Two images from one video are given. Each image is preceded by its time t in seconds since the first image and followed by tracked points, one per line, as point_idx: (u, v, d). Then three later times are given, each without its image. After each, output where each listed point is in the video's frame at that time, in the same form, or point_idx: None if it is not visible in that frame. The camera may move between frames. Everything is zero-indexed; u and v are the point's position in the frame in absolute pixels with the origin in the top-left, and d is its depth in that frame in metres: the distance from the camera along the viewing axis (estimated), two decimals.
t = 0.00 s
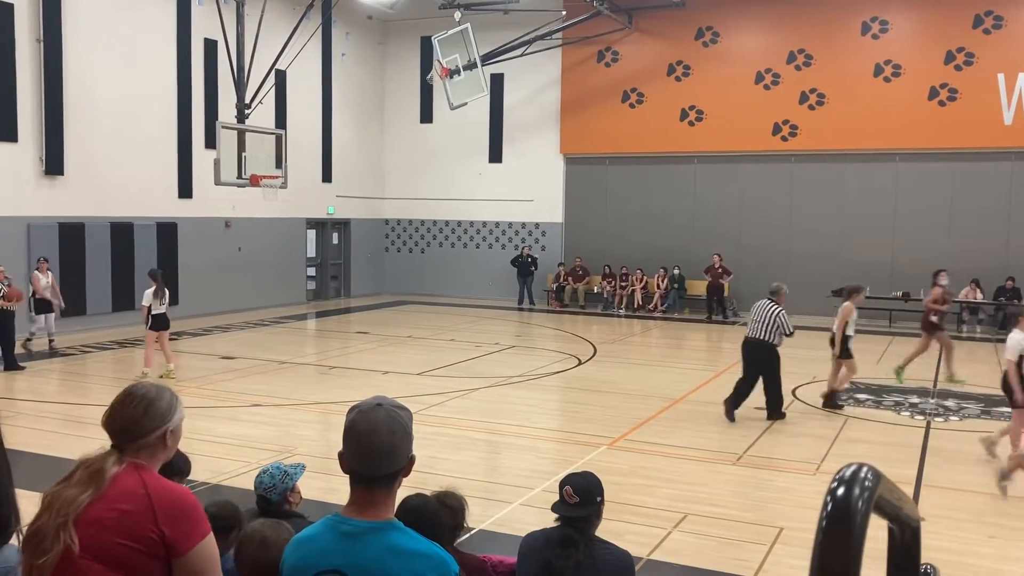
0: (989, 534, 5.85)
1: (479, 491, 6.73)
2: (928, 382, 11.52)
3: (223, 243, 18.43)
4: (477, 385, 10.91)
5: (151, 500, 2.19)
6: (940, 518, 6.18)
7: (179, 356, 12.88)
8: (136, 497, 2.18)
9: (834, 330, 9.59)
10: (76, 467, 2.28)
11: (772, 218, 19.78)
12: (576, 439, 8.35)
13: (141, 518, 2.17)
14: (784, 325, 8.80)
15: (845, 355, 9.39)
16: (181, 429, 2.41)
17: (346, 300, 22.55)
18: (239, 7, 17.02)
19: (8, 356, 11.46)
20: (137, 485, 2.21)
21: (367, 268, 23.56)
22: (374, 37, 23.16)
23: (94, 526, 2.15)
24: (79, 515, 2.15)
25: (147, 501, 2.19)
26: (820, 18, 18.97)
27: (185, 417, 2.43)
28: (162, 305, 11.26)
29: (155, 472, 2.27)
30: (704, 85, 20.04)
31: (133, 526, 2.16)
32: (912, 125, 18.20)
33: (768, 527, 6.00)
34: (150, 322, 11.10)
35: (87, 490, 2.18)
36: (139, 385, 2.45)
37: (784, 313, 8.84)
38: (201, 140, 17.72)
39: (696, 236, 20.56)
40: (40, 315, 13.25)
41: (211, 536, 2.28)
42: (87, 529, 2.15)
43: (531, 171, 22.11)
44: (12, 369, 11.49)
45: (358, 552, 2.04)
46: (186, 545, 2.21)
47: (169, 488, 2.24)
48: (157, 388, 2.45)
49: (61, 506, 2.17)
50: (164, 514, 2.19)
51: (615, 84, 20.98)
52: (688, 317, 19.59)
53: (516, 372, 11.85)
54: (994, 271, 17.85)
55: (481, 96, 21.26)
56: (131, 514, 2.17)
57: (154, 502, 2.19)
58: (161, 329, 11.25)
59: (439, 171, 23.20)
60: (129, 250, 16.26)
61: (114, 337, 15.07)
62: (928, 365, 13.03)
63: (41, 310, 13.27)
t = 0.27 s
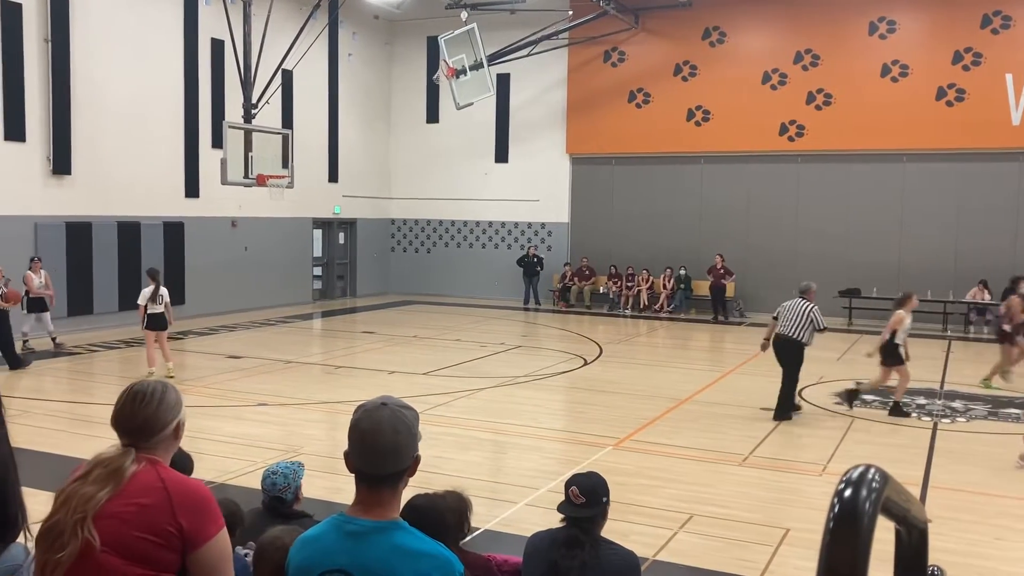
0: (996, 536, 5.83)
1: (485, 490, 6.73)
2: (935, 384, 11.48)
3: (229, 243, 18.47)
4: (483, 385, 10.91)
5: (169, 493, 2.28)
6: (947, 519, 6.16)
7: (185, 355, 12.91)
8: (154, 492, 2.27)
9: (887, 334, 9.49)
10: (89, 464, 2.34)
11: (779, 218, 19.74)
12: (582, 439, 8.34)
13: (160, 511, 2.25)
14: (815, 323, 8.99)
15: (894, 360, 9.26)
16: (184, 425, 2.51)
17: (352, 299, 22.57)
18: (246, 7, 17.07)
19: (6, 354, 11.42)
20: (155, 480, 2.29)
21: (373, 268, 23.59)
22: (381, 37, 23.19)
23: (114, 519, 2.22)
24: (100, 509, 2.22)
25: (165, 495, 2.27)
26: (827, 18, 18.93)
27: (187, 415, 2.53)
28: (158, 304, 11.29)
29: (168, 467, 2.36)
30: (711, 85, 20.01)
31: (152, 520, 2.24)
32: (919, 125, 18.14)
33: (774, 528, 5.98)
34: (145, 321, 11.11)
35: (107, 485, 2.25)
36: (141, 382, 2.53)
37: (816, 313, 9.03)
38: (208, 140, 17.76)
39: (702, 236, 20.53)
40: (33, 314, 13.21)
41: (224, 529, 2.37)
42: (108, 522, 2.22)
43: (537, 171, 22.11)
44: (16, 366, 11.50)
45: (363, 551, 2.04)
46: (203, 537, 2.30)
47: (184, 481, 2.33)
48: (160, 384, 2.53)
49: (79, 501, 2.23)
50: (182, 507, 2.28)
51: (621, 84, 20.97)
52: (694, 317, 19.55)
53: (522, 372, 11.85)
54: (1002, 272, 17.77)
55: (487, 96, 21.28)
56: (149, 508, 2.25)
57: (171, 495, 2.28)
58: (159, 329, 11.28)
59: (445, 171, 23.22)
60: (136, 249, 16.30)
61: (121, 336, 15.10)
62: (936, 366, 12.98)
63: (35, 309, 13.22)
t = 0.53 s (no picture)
0: (1004, 538, 5.80)
1: (491, 490, 6.74)
2: (942, 385, 11.44)
3: (236, 242, 18.52)
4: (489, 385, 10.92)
5: (185, 493, 2.31)
6: (954, 521, 6.13)
7: (192, 354, 12.94)
8: (170, 490, 2.30)
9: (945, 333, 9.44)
10: (108, 461, 2.37)
11: (786, 218, 19.70)
12: (588, 439, 8.34)
13: (176, 510, 2.29)
14: (845, 324, 9.23)
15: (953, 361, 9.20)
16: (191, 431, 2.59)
17: (359, 299, 22.61)
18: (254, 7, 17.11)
19: (7, 353, 11.43)
20: (171, 479, 2.33)
21: (379, 268, 23.61)
22: (388, 37, 23.22)
23: (133, 516, 2.25)
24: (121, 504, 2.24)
25: (179, 493, 2.30)
26: (835, 18, 18.88)
27: (195, 421, 2.61)
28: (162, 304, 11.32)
29: (184, 466, 2.40)
30: (717, 85, 19.99)
31: (168, 514, 2.27)
32: (927, 126, 18.09)
33: (780, 529, 5.97)
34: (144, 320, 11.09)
35: (129, 480, 2.29)
36: (152, 385, 2.62)
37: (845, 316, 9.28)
38: (215, 139, 17.81)
39: (709, 236, 20.51)
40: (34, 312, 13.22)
41: (237, 529, 2.41)
42: (126, 519, 2.24)
43: (544, 171, 22.11)
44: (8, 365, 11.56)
45: (371, 551, 2.05)
46: (217, 537, 2.34)
47: (199, 481, 2.36)
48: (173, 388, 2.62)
49: (103, 495, 2.26)
50: (197, 507, 2.32)
51: (628, 84, 20.95)
52: (700, 318, 19.52)
53: (527, 372, 11.85)
54: (1010, 273, 17.70)
55: (493, 96, 21.30)
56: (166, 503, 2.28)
57: (187, 494, 2.31)
58: (162, 328, 11.32)
59: (452, 171, 23.22)
60: (143, 248, 16.36)
61: (128, 335, 15.14)
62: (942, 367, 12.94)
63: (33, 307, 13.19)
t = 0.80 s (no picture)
0: (1012, 540, 5.78)
1: (498, 489, 6.74)
2: (950, 386, 11.40)
3: (244, 241, 18.57)
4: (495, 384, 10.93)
5: (199, 490, 2.36)
6: (962, 522, 6.11)
7: (199, 353, 12.98)
8: (182, 487, 2.35)
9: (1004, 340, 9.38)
10: (126, 458, 2.43)
11: (794, 218, 19.66)
12: (595, 439, 8.34)
13: (189, 507, 2.34)
14: (885, 321, 9.32)
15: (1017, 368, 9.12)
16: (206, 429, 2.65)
17: (366, 298, 22.64)
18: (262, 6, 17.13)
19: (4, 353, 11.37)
20: (185, 477, 2.38)
21: (386, 267, 23.64)
22: (396, 37, 23.24)
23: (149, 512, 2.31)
24: (138, 501, 2.30)
25: (191, 491, 2.35)
26: (843, 18, 18.83)
27: (209, 420, 2.66)
28: (167, 304, 11.32)
29: (197, 463, 2.45)
30: (725, 85, 19.95)
31: (182, 512, 2.33)
32: (935, 126, 18.02)
33: (787, 530, 5.96)
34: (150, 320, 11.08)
35: (146, 476, 2.35)
36: (168, 384, 2.68)
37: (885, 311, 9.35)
38: (223, 139, 17.85)
39: (716, 236, 20.48)
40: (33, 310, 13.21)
41: (251, 525, 2.46)
42: (142, 515, 2.30)
43: (551, 171, 22.11)
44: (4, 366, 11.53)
45: (377, 549, 2.06)
46: (230, 534, 2.39)
47: (213, 479, 2.41)
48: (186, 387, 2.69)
49: (122, 491, 2.32)
50: (210, 505, 2.36)
51: (636, 84, 20.93)
52: (707, 318, 19.49)
53: (534, 372, 11.85)
54: (1019, 274, 17.62)
55: (500, 96, 21.31)
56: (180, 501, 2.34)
57: (200, 492, 2.36)
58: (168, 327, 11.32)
59: (459, 170, 23.23)
60: (151, 247, 16.41)
61: (135, 333, 15.19)
62: (950, 368, 12.90)
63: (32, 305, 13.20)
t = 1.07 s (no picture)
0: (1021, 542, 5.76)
1: (505, 489, 6.74)
2: (959, 388, 11.36)
3: (252, 240, 18.62)
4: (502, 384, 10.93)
5: (209, 486, 2.38)
6: (971, 525, 6.09)
7: (207, 352, 13.02)
8: (192, 482, 2.37)
9: None
10: (140, 453, 2.43)
11: (802, 219, 19.61)
12: (602, 440, 8.34)
13: (200, 503, 2.36)
14: (928, 320, 9.69)
15: None
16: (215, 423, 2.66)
17: (373, 298, 22.67)
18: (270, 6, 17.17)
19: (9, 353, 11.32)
20: (195, 473, 2.39)
21: (394, 267, 23.67)
22: (403, 37, 23.27)
23: (163, 508, 2.33)
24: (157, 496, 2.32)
25: (201, 487, 2.37)
26: (852, 18, 18.77)
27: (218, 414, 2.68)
28: (174, 303, 11.32)
29: (209, 459, 2.46)
30: (733, 85, 19.91)
31: (198, 508, 2.35)
32: (944, 127, 17.96)
33: (795, 531, 5.95)
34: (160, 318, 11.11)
35: (163, 472, 2.34)
36: (175, 380, 2.66)
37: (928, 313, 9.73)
38: (231, 138, 17.90)
39: (723, 237, 20.44)
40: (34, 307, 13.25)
41: (259, 520, 2.49)
42: (158, 511, 2.32)
43: (558, 171, 22.10)
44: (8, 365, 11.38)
45: (385, 548, 2.06)
46: (240, 528, 2.42)
47: (223, 474, 2.43)
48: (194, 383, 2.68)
49: (139, 487, 2.32)
50: (220, 501, 2.39)
51: (644, 84, 20.90)
52: (714, 319, 19.45)
53: (541, 372, 11.85)
54: None
55: (508, 96, 21.33)
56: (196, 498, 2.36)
57: (211, 488, 2.38)
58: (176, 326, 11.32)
59: (466, 170, 23.24)
60: (160, 246, 16.46)
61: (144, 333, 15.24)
62: (959, 369, 12.85)
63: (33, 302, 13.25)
